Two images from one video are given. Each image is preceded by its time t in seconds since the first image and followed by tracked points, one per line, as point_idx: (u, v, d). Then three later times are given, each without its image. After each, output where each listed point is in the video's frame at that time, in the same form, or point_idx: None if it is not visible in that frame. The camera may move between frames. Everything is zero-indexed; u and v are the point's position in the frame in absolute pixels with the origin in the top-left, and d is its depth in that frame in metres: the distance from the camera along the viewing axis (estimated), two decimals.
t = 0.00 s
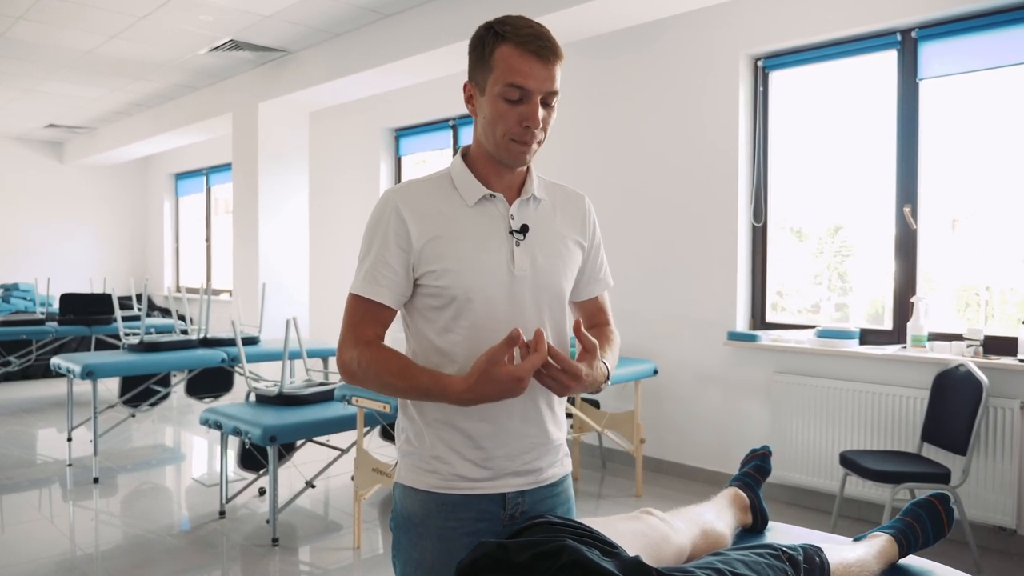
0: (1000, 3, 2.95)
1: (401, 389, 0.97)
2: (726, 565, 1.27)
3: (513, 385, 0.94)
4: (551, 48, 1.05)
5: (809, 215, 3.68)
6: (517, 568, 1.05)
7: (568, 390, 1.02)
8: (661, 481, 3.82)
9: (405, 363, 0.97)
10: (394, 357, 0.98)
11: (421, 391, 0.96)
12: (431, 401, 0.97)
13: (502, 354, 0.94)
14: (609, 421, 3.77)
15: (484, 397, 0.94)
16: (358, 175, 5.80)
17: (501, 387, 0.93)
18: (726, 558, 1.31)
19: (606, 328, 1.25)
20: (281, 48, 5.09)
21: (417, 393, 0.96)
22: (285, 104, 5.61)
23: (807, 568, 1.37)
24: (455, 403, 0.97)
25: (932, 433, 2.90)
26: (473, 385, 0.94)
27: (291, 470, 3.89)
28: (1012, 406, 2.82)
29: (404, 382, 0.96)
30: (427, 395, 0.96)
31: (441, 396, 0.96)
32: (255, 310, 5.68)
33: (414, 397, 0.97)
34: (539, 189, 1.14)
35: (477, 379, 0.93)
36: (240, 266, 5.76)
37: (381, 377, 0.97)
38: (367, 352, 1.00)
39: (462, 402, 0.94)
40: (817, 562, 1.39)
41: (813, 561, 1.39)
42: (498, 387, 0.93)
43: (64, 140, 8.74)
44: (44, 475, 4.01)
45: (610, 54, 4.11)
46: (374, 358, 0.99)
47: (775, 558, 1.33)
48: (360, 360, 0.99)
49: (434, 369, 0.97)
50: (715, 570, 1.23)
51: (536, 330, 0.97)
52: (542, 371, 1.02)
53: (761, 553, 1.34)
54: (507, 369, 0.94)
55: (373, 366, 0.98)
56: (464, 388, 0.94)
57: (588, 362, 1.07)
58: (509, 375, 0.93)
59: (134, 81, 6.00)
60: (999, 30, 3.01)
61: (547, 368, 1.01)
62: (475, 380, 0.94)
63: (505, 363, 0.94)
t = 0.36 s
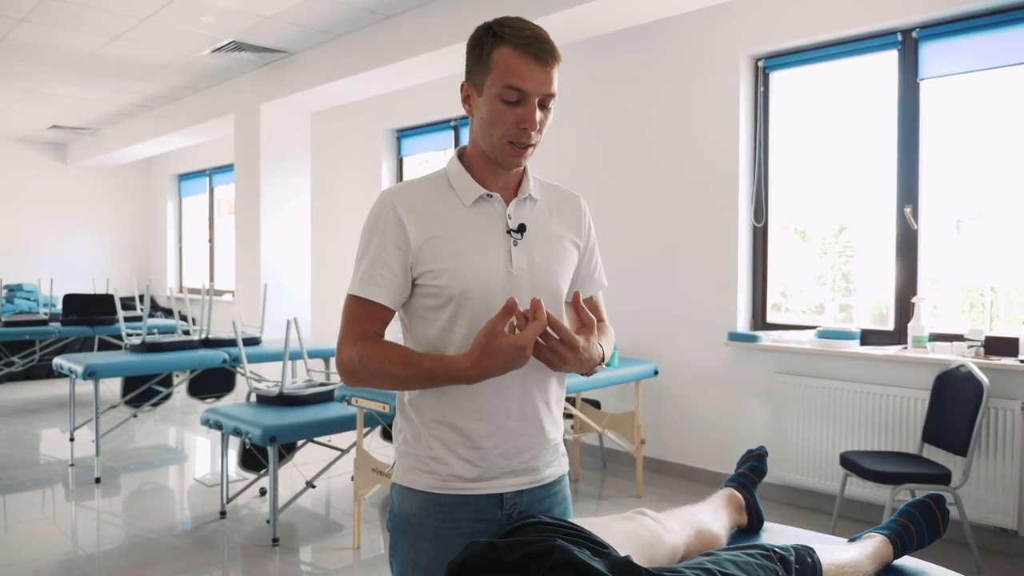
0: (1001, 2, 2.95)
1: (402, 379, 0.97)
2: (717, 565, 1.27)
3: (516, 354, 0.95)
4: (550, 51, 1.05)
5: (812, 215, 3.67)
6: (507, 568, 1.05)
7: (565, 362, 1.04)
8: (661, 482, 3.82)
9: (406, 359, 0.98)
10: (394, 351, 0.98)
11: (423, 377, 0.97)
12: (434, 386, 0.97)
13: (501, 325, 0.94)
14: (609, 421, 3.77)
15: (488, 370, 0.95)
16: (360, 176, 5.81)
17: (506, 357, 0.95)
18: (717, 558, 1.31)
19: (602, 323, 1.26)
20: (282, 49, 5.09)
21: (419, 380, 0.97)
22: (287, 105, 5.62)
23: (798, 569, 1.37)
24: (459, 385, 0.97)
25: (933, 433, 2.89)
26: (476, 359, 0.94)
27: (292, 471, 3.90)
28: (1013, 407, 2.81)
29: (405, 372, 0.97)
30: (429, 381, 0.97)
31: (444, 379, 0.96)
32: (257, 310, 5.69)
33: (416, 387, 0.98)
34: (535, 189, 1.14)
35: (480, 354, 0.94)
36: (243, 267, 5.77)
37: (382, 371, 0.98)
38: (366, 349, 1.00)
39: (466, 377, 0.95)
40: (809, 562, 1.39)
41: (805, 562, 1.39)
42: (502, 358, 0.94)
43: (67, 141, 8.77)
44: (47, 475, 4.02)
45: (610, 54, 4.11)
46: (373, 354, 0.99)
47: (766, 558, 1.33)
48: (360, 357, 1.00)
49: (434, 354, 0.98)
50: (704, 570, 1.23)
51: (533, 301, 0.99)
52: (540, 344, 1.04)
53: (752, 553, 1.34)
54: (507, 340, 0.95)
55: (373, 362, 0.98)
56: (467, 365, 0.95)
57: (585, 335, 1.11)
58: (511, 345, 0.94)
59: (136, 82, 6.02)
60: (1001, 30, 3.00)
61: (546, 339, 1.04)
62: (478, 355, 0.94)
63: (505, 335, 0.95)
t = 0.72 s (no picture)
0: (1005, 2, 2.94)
1: (405, 375, 0.98)
2: (714, 566, 1.26)
3: (518, 345, 0.95)
4: (551, 52, 1.05)
5: (816, 215, 3.66)
6: (505, 568, 1.04)
7: (566, 354, 1.04)
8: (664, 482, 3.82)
9: (408, 356, 0.98)
10: (396, 348, 0.99)
11: (425, 372, 0.97)
12: (437, 381, 0.97)
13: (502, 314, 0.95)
14: (612, 421, 3.77)
15: (493, 360, 0.95)
16: (364, 176, 5.81)
17: (507, 347, 0.94)
18: (716, 559, 1.31)
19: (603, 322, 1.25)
20: (286, 49, 5.10)
21: (422, 376, 0.98)
22: (291, 105, 5.63)
23: (797, 570, 1.36)
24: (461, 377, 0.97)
25: (936, 434, 2.88)
26: (479, 351, 0.94)
27: (294, 471, 3.90)
28: (1017, 408, 2.80)
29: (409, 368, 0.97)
30: (432, 375, 0.97)
31: (448, 372, 0.96)
32: (261, 310, 5.70)
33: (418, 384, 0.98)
34: (535, 190, 1.14)
35: (483, 345, 0.94)
36: (246, 267, 5.78)
37: (385, 369, 0.98)
38: (368, 348, 1.00)
39: (470, 367, 0.95)
40: (808, 563, 1.39)
41: (804, 562, 1.39)
42: (504, 349, 0.94)
43: (72, 142, 8.80)
44: (51, 474, 4.03)
45: (613, 54, 4.10)
46: (375, 353, 0.99)
47: (765, 560, 1.33)
48: (362, 356, 1.00)
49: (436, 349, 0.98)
50: (702, 571, 1.22)
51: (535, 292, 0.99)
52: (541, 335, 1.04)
53: (751, 554, 1.34)
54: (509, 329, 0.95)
55: (376, 361, 0.99)
56: (470, 356, 0.95)
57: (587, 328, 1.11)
58: (512, 335, 0.94)
59: (141, 82, 6.03)
60: (1005, 30, 2.99)
61: (548, 331, 1.03)
62: (481, 346, 0.94)
63: (508, 325, 0.95)
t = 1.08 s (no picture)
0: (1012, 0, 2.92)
1: (403, 383, 0.96)
2: (716, 566, 1.26)
3: (517, 377, 0.93)
4: (551, 50, 1.05)
5: (821, 215, 3.65)
6: (506, 567, 1.06)
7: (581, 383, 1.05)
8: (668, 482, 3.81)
9: (407, 364, 0.96)
10: (395, 354, 0.97)
11: (422, 385, 0.95)
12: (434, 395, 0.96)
13: (507, 346, 0.92)
14: (616, 421, 3.77)
15: (487, 386, 0.93)
16: (367, 175, 5.82)
17: (506, 380, 0.92)
18: (717, 559, 1.30)
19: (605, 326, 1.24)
20: (290, 49, 5.11)
21: (420, 388, 0.95)
22: (295, 105, 5.63)
23: (799, 570, 1.36)
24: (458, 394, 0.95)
25: (940, 434, 2.87)
26: (477, 375, 0.92)
27: (298, 470, 3.90)
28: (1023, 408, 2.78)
29: (407, 377, 0.95)
30: (429, 390, 0.95)
31: (445, 389, 0.94)
32: (265, 310, 5.71)
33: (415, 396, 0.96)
34: (536, 190, 1.14)
35: (482, 368, 0.92)
36: (250, 266, 5.79)
37: (383, 375, 0.96)
38: (367, 352, 0.98)
39: (466, 389, 0.93)
40: (810, 563, 1.38)
41: (806, 563, 1.38)
42: (503, 378, 0.92)
43: (77, 142, 8.82)
44: (56, 474, 4.05)
45: (617, 53, 4.10)
46: (374, 357, 0.97)
47: (767, 560, 1.32)
48: (361, 360, 0.98)
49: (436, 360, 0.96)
50: (704, 572, 1.22)
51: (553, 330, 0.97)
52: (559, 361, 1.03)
53: (753, 554, 1.33)
54: (511, 360, 0.93)
55: (374, 366, 0.97)
56: (469, 377, 0.93)
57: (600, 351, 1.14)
58: (513, 367, 0.92)
59: (145, 82, 6.05)
60: (1011, 28, 2.98)
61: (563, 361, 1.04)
62: (480, 371, 0.92)
63: (509, 356, 0.92)
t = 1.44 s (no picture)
0: None
1: (401, 386, 0.96)
2: (717, 566, 1.26)
3: (509, 387, 0.92)
4: (544, 45, 1.05)
5: (826, 215, 3.64)
6: (507, 566, 1.07)
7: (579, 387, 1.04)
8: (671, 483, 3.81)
9: (405, 367, 0.96)
10: (394, 357, 0.97)
11: (419, 389, 0.95)
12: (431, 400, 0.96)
13: (501, 354, 0.91)
14: (619, 421, 3.76)
15: (480, 393, 0.92)
16: (371, 176, 5.83)
17: (498, 389, 0.92)
18: (718, 559, 1.30)
19: (605, 326, 1.24)
20: (294, 49, 5.11)
21: (417, 392, 0.96)
22: (299, 105, 5.64)
23: (801, 571, 1.36)
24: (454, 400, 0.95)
25: (944, 435, 2.87)
26: (470, 383, 0.92)
27: (301, 470, 3.91)
28: None
29: (405, 380, 0.96)
30: (426, 394, 0.95)
31: (440, 394, 0.95)
32: (269, 310, 5.72)
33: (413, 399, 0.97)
34: (537, 190, 1.14)
35: (475, 375, 0.92)
36: (254, 266, 5.80)
37: (382, 377, 0.97)
38: (367, 354, 0.99)
39: (459, 394, 0.93)
40: (811, 564, 1.38)
41: (807, 563, 1.38)
42: (495, 387, 0.92)
43: (82, 142, 8.85)
44: (61, 473, 4.06)
45: (621, 53, 4.09)
46: (373, 360, 0.98)
47: (768, 561, 1.32)
48: (360, 361, 0.98)
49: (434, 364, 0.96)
50: (704, 572, 1.22)
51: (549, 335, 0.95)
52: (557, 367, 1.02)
53: (754, 555, 1.33)
54: (504, 369, 0.92)
55: (374, 368, 0.97)
56: (461, 382, 0.93)
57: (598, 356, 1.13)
58: (505, 375, 0.91)
59: (150, 83, 6.07)
60: (1016, 28, 2.97)
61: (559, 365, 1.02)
62: (472, 379, 0.92)
63: (503, 364, 0.92)
